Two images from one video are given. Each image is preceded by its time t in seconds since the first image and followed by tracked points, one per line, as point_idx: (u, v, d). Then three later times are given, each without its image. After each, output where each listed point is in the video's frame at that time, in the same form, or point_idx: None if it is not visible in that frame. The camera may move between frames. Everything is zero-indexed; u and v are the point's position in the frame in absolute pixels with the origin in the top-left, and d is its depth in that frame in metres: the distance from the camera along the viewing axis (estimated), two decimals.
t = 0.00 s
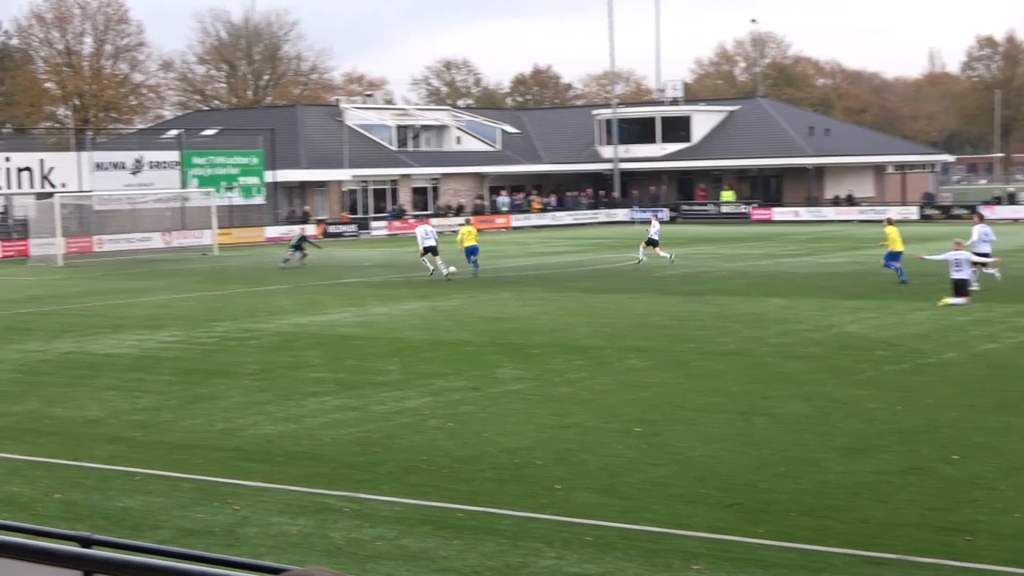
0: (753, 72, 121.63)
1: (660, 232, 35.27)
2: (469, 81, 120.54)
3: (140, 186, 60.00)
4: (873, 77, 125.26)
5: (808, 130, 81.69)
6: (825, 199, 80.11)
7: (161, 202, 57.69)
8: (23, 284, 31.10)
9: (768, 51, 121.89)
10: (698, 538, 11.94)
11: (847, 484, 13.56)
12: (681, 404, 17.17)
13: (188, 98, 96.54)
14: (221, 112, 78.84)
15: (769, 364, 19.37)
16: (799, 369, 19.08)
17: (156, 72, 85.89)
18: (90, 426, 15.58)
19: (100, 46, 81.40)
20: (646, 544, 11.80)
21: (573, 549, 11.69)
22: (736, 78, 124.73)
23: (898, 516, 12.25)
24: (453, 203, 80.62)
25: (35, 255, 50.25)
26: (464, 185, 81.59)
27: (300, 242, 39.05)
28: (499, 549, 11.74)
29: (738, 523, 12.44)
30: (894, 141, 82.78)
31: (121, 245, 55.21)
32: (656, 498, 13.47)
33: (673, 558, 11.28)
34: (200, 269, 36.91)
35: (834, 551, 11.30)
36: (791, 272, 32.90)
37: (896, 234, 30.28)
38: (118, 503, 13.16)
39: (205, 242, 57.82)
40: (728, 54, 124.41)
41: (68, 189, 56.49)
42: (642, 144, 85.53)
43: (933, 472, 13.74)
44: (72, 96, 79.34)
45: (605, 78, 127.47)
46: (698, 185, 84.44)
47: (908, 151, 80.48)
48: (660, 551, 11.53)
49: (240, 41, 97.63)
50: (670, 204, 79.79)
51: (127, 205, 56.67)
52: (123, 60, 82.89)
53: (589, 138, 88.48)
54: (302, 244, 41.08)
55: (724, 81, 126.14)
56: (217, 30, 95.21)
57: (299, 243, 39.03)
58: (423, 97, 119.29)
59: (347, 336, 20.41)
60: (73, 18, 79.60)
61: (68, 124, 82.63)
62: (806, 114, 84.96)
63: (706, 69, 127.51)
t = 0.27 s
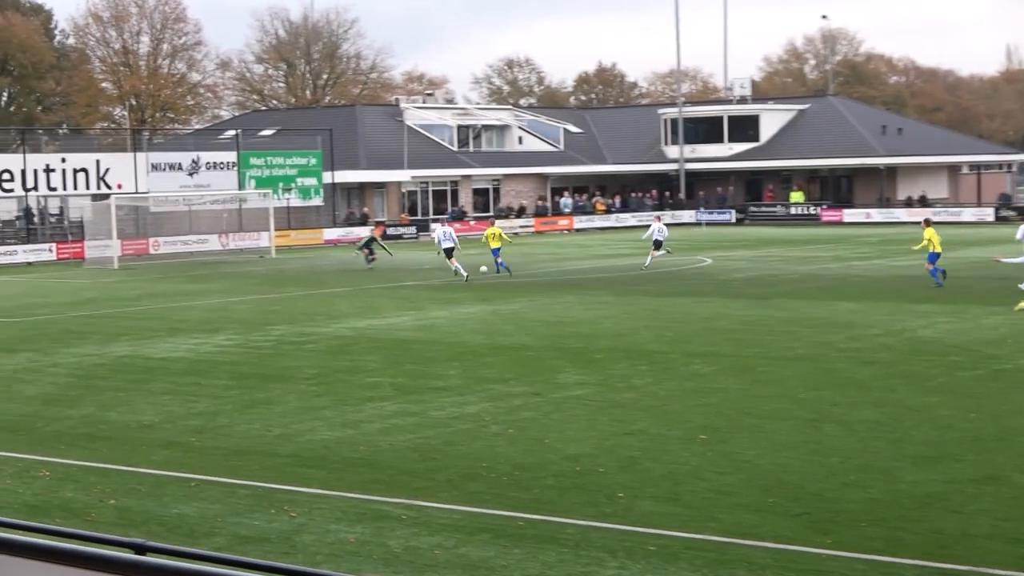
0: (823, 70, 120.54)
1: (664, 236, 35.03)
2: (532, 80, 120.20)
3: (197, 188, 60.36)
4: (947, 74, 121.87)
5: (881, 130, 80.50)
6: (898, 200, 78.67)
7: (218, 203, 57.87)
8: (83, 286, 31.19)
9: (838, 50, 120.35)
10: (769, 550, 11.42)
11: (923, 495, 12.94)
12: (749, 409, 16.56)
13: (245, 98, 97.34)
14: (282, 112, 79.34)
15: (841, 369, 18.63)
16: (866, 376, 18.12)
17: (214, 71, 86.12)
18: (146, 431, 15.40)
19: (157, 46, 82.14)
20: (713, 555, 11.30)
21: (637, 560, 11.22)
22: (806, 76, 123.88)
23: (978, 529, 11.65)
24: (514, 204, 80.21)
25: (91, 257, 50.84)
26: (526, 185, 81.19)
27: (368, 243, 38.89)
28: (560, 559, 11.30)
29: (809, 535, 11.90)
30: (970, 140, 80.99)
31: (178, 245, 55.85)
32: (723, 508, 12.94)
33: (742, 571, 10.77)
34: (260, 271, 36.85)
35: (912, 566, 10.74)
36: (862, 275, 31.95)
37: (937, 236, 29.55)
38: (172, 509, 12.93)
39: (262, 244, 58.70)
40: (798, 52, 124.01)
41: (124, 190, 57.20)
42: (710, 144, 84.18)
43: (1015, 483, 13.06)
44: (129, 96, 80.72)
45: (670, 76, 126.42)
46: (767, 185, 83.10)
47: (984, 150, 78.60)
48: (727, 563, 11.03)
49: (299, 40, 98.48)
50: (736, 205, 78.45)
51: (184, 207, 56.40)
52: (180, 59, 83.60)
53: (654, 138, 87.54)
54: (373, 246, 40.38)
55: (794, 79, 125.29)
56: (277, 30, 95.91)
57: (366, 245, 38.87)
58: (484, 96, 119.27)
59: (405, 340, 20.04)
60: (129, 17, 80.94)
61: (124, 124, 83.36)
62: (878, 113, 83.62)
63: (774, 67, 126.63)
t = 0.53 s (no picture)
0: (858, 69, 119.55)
1: (646, 236, 36.22)
2: (559, 80, 119.76)
3: (218, 189, 60.41)
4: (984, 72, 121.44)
5: (916, 130, 79.84)
6: (935, 202, 77.38)
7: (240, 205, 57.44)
8: (104, 290, 31.02)
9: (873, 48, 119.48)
10: (802, 562, 11.04)
11: (960, 505, 12.53)
12: (781, 414, 16.10)
13: (267, 99, 97.47)
14: (305, 113, 79.37)
15: (876, 374, 18.10)
16: (904, 381, 17.54)
17: (236, 71, 85.73)
18: (166, 437, 15.16)
19: (178, 45, 82.81)
20: (745, 566, 10.92)
21: (666, 570, 10.87)
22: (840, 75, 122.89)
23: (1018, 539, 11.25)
24: (541, 207, 79.82)
25: (111, 259, 50.80)
26: (553, 188, 80.63)
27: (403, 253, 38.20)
28: (587, 569, 10.94)
29: (843, 545, 11.52)
30: (1007, 141, 80.42)
31: (199, 249, 55.12)
32: (754, 517, 12.56)
33: None
34: (283, 275, 36.61)
35: None
36: (897, 279, 31.32)
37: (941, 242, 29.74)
38: (192, 517, 12.67)
39: (284, 247, 57.87)
40: (831, 50, 122.14)
41: (145, 192, 57.36)
42: (741, 145, 83.52)
43: None
44: (150, 96, 81.06)
45: (701, 75, 125.70)
46: (800, 187, 82.18)
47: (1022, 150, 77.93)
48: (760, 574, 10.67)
49: (322, 40, 98.59)
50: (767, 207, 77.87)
51: (205, 208, 56.40)
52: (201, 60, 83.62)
53: (683, 139, 86.90)
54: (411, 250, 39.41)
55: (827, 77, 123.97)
56: (299, 30, 96.06)
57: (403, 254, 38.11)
58: (511, 96, 119.04)
59: (429, 344, 19.68)
60: (151, 15, 81.42)
61: (143, 124, 83.77)
62: (914, 113, 83.07)
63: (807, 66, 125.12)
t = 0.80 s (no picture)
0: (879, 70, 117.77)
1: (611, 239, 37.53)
2: (576, 80, 119.35)
3: (229, 191, 60.29)
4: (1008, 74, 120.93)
5: (940, 132, 79.20)
6: (958, 204, 76.89)
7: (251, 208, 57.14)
8: (115, 293, 30.87)
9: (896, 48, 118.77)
10: (824, 571, 10.74)
11: (984, 514, 12.22)
12: (802, 420, 15.75)
13: (280, 99, 97.61)
14: (318, 113, 79.31)
15: (899, 380, 17.70)
16: (927, 387, 17.15)
17: (247, 71, 86.35)
18: (176, 443, 14.94)
19: (189, 45, 83.13)
20: None
21: None
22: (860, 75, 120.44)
23: None
24: (557, 208, 79.57)
25: (120, 262, 50.67)
26: (570, 190, 80.33)
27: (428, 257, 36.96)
28: None
29: (865, 554, 11.22)
30: None
31: (209, 253, 55.32)
32: (774, 525, 12.26)
33: None
34: (295, 278, 36.41)
35: None
36: (918, 283, 30.84)
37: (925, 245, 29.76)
38: (201, 523, 12.44)
39: (296, 249, 58.04)
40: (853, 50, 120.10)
41: (155, 194, 57.82)
42: (761, 146, 83.01)
43: None
44: (160, 97, 80.74)
45: (720, 76, 124.93)
46: (821, 189, 81.49)
47: None
48: None
49: (335, 39, 98.21)
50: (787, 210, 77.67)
51: (217, 210, 55.91)
52: (213, 59, 84.22)
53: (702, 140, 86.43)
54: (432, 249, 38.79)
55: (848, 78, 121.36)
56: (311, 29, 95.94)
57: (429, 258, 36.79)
58: (526, 96, 118.71)
59: (443, 349, 19.40)
60: (161, 15, 81.71)
61: (154, 126, 82.86)
62: (937, 115, 82.38)
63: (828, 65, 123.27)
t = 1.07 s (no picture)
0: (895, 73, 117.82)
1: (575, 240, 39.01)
2: (589, 83, 119.20)
3: (243, 195, 60.03)
4: None
5: (954, 135, 79.15)
6: (972, 207, 76.79)
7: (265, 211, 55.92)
8: (129, 296, 30.94)
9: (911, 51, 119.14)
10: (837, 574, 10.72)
11: (998, 518, 12.17)
12: (816, 423, 15.64)
13: (294, 102, 97.86)
14: (331, 116, 79.40)
15: (913, 383, 17.59)
16: (943, 391, 17.06)
17: (261, 74, 86.46)
18: (189, 446, 14.95)
19: (202, 48, 83.06)
20: None
21: None
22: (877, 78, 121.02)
23: None
24: (571, 212, 79.33)
25: (134, 264, 50.92)
26: (583, 193, 80.24)
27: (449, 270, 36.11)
28: None
29: (878, 558, 11.18)
30: None
31: (222, 255, 55.07)
32: (787, 529, 12.22)
33: None
34: (309, 281, 36.43)
35: None
36: (932, 287, 30.75)
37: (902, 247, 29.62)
38: (215, 525, 12.44)
39: (310, 253, 58.11)
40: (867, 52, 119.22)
41: (168, 197, 57.92)
42: (774, 149, 82.83)
43: None
44: (174, 100, 81.11)
45: (734, 79, 124.80)
46: (835, 192, 81.45)
47: None
48: None
49: (349, 42, 97.94)
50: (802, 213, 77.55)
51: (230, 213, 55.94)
52: (226, 62, 84.07)
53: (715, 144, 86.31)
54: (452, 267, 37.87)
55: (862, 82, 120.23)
56: (325, 32, 95.96)
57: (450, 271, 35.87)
58: (540, 99, 118.67)
59: (456, 352, 19.36)
60: (175, 18, 81.68)
61: (168, 129, 83.30)
62: (951, 118, 82.27)
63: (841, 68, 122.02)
